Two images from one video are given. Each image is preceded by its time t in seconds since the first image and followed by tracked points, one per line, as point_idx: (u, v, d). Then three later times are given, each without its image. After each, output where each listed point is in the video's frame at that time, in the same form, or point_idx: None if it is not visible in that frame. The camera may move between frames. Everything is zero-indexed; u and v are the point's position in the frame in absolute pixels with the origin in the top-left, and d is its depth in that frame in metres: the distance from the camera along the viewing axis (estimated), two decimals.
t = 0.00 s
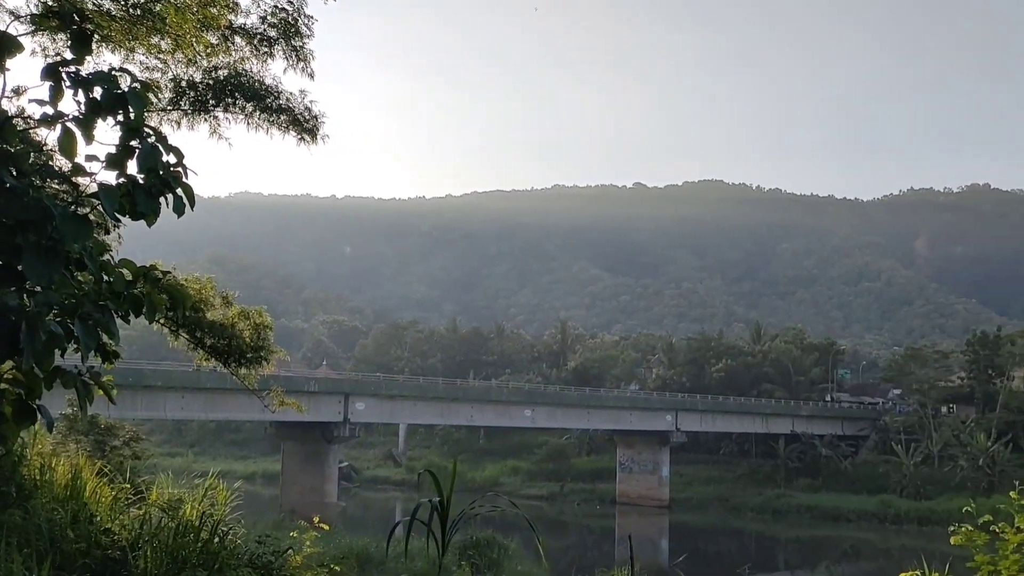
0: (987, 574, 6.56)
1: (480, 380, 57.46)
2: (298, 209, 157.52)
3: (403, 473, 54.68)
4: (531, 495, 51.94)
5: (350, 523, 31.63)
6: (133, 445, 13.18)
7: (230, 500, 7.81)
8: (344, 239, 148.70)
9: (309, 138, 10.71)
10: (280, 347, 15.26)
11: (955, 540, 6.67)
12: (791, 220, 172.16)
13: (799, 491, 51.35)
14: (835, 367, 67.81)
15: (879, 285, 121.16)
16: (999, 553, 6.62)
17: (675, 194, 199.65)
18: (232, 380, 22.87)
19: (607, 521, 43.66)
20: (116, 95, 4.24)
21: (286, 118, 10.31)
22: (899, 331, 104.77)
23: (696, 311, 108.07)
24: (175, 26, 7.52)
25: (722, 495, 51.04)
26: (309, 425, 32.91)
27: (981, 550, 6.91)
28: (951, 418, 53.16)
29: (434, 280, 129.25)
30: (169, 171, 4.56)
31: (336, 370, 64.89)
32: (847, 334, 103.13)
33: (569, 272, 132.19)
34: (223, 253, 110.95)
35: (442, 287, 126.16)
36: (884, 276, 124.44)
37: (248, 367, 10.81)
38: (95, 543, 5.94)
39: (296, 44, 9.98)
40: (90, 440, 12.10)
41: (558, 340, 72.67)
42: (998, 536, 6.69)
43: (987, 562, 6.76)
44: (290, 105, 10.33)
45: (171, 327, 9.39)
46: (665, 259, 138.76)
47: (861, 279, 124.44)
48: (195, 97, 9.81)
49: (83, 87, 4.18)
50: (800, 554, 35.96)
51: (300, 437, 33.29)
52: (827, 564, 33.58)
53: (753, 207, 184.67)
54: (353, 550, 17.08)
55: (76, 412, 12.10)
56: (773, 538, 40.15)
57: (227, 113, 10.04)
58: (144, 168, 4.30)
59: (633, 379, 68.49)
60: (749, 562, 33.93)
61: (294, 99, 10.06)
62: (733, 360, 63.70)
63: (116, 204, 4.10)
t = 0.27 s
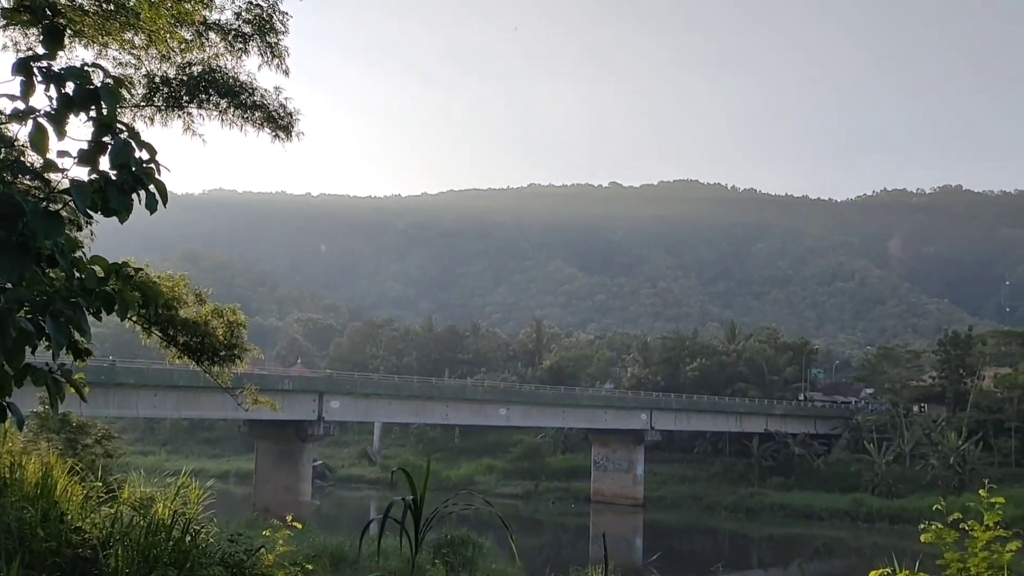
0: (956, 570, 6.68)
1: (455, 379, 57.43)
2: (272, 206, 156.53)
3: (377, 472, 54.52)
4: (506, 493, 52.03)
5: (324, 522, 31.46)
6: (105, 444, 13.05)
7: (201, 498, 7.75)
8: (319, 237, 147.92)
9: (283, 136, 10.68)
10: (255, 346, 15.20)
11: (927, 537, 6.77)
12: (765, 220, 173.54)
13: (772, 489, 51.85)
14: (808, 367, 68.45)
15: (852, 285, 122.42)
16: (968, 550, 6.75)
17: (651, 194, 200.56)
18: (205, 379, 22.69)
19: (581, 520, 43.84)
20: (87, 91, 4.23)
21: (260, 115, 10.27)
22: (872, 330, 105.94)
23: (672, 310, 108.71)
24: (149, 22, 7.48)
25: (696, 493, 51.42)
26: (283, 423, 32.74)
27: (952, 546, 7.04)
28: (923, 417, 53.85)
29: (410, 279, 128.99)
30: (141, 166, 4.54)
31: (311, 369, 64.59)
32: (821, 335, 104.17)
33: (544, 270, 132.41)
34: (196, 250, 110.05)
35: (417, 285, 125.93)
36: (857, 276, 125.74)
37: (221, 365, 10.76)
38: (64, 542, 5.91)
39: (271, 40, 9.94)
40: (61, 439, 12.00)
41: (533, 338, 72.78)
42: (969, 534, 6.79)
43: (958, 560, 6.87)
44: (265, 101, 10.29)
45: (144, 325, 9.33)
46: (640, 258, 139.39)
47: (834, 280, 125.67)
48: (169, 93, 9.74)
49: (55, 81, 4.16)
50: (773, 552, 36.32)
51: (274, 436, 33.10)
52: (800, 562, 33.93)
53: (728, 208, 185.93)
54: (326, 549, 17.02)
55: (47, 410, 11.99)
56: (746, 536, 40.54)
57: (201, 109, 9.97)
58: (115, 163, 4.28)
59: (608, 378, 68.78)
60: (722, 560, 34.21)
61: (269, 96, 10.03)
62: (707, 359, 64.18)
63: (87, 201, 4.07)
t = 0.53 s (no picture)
0: (926, 566, 6.84)
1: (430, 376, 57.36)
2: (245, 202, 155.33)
3: (351, 470, 54.38)
4: (480, 491, 52.11)
5: (296, 520, 31.33)
6: (75, 442, 12.94)
7: (173, 496, 7.72)
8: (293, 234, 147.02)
9: (257, 131, 10.62)
10: (228, 343, 15.13)
11: (896, 533, 6.92)
12: (739, 220, 174.84)
13: (745, 487, 52.36)
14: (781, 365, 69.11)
15: (825, 283, 123.69)
16: (937, 546, 6.91)
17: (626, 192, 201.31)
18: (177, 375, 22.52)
19: (555, 517, 43.99)
20: (60, 84, 4.21)
21: (234, 111, 10.22)
22: (844, 329, 107.18)
23: (646, 308, 109.32)
24: (121, 18, 7.43)
25: (669, 491, 51.80)
26: (256, 421, 32.55)
27: (920, 542, 7.20)
28: (893, 415, 54.57)
29: (385, 276, 128.61)
30: (114, 162, 4.52)
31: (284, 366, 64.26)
32: (793, 333, 105.23)
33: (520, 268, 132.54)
34: (169, 246, 109.02)
35: (393, 283, 125.65)
36: (829, 275, 127.09)
37: (194, 363, 10.71)
38: (34, 539, 5.88)
39: (245, 36, 9.89)
40: (30, 436, 11.89)
41: (508, 336, 72.86)
42: (937, 531, 6.95)
43: (925, 555, 7.03)
44: (238, 97, 10.24)
45: (114, 321, 9.26)
46: (615, 257, 139.94)
47: (807, 279, 126.90)
48: (142, 88, 9.66)
49: (27, 77, 4.14)
50: (744, 549, 36.70)
51: (246, 433, 32.90)
52: (771, 559, 34.32)
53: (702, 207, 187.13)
54: (299, 547, 16.96)
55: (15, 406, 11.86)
56: (718, 533, 40.91)
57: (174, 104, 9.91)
58: (88, 160, 4.27)
59: (582, 376, 69.06)
60: (695, 557, 34.52)
61: (243, 92, 9.99)
62: (681, 357, 64.64)
63: (58, 198, 4.06)
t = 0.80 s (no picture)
0: (901, 563, 6.97)
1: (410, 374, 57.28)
2: (225, 199, 154.27)
3: (330, 468, 54.21)
4: (460, 490, 52.12)
5: (276, 519, 31.16)
6: (52, 439, 12.83)
7: (150, 492, 7.68)
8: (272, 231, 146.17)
9: (236, 128, 10.58)
10: (206, 341, 15.05)
11: (873, 532, 7.02)
12: (719, 219, 175.70)
13: (724, 485, 52.73)
14: (760, 364, 69.57)
15: (804, 283, 124.64)
16: (912, 544, 7.03)
17: (607, 191, 201.81)
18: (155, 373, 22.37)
19: (535, 516, 44.07)
20: (37, 80, 4.20)
21: (213, 107, 10.19)
22: (823, 328, 108.11)
23: (626, 307, 109.78)
24: (99, 13, 7.39)
25: (649, 489, 52.06)
26: (234, 419, 32.38)
27: (897, 541, 7.30)
28: (871, 414, 55.10)
29: (365, 274, 128.28)
30: (91, 158, 4.51)
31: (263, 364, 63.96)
32: (773, 332, 106.00)
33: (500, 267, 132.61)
34: (147, 243, 108.17)
35: (373, 282, 125.30)
36: (808, 274, 128.07)
37: (172, 361, 10.68)
38: (10, 539, 5.85)
39: (224, 32, 9.85)
40: (5, 433, 11.76)
41: (489, 334, 72.90)
42: (914, 528, 7.05)
43: (902, 553, 7.14)
44: (217, 93, 10.20)
45: (90, 318, 9.19)
46: (595, 256, 140.31)
47: (786, 278, 127.82)
48: (120, 85, 9.60)
49: (3, 70, 4.13)
50: (723, 548, 36.95)
51: (225, 431, 32.71)
52: (750, 557, 34.57)
53: (682, 207, 187.97)
54: (278, 547, 16.87)
55: None
56: (698, 532, 41.17)
57: (153, 101, 9.86)
58: (66, 155, 4.26)
59: (562, 375, 69.23)
60: (674, 556, 34.73)
61: (222, 89, 9.95)
62: (660, 356, 64.98)
63: (34, 192, 4.06)
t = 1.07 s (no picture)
0: (869, 562, 7.15)
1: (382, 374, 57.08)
2: (194, 198, 152.88)
3: (300, 468, 53.93)
4: (431, 489, 52.07)
5: (245, 519, 30.95)
6: (17, 439, 12.68)
7: (119, 492, 7.66)
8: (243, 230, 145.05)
9: (207, 126, 10.55)
10: (176, 339, 14.94)
11: (841, 530, 7.18)
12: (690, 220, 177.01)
13: (694, 484, 53.17)
14: (730, 364, 70.21)
15: (774, 284, 125.90)
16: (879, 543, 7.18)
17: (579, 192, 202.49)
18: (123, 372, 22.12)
19: (506, 515, 44.16)
20: (6, 78, 4.20)
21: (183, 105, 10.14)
22: (792, 329, 109.31)
23: (598, 307, 110.30)
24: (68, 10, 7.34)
25: (620, 489, 52.37)
26: (204, 418, 32.12)
27: (864, 540, 7.45)
28: (839, 413, 55.87)
29: (337, 273, 127.67)
30: (58, 155, 4.50)
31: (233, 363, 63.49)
32: (743, 332, 107.03)
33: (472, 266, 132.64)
34: (115, 241, 106.90)
35: (345, 281, 124.80)
36: (778, 275, 129.41)
37: (140, 360, 10.59)
38: None
39: (194, 29, 9.82)
40: None
41: (461, 334, 72.88)
42: (882, 527, 7.18)
43: (868, 552, 7.31)
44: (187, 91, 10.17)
45: (57, 317, 9.11)
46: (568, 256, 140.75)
47: (756, 279, 129.08)
48: (89, 81, 9.53)
49: None
50: (693, 547, 37.26)
51: (194, 431, 32.42)
52: (720, 556, 34.92)
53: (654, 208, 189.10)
54: (247, 547, 16.78)
55: None
56: (668, 531, 41.47)
57: (122, 98, 9.80)
58: (32, 153, 4.27)
59: (534, 374, 69.40)
60: (645, 555, 34.97)
61: (192, 86, 9.91)
62: (632, 356, 65.36)
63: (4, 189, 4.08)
